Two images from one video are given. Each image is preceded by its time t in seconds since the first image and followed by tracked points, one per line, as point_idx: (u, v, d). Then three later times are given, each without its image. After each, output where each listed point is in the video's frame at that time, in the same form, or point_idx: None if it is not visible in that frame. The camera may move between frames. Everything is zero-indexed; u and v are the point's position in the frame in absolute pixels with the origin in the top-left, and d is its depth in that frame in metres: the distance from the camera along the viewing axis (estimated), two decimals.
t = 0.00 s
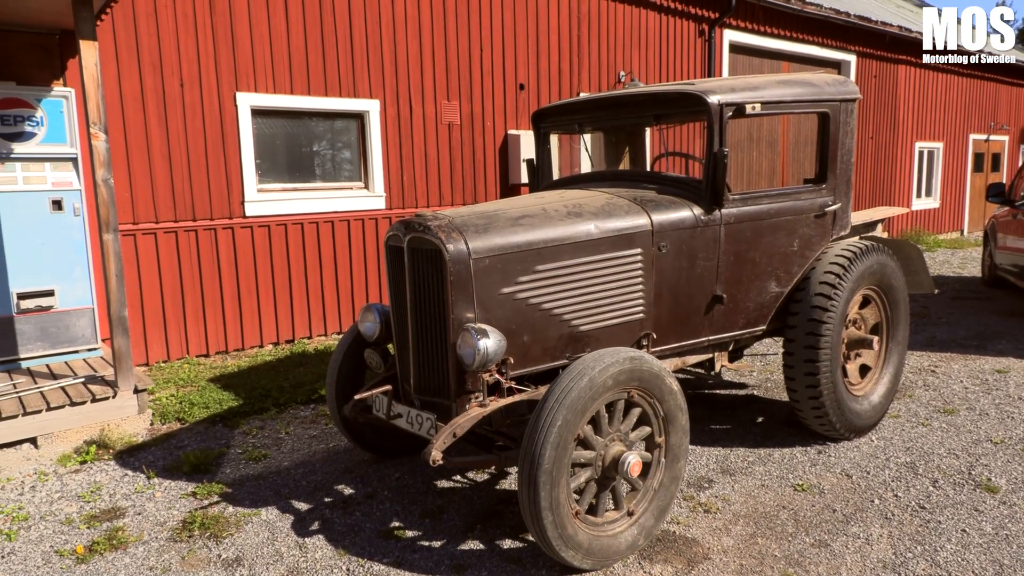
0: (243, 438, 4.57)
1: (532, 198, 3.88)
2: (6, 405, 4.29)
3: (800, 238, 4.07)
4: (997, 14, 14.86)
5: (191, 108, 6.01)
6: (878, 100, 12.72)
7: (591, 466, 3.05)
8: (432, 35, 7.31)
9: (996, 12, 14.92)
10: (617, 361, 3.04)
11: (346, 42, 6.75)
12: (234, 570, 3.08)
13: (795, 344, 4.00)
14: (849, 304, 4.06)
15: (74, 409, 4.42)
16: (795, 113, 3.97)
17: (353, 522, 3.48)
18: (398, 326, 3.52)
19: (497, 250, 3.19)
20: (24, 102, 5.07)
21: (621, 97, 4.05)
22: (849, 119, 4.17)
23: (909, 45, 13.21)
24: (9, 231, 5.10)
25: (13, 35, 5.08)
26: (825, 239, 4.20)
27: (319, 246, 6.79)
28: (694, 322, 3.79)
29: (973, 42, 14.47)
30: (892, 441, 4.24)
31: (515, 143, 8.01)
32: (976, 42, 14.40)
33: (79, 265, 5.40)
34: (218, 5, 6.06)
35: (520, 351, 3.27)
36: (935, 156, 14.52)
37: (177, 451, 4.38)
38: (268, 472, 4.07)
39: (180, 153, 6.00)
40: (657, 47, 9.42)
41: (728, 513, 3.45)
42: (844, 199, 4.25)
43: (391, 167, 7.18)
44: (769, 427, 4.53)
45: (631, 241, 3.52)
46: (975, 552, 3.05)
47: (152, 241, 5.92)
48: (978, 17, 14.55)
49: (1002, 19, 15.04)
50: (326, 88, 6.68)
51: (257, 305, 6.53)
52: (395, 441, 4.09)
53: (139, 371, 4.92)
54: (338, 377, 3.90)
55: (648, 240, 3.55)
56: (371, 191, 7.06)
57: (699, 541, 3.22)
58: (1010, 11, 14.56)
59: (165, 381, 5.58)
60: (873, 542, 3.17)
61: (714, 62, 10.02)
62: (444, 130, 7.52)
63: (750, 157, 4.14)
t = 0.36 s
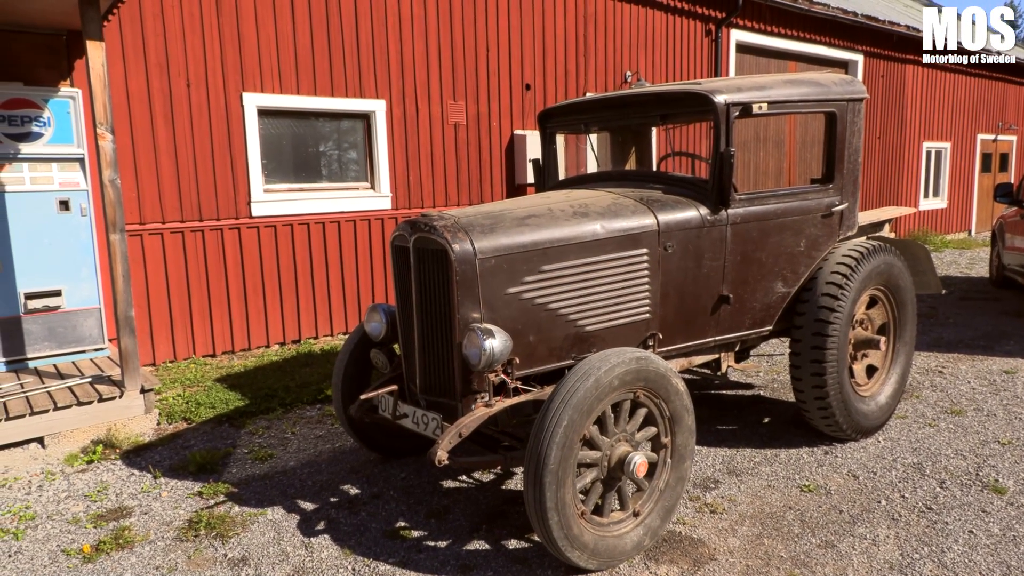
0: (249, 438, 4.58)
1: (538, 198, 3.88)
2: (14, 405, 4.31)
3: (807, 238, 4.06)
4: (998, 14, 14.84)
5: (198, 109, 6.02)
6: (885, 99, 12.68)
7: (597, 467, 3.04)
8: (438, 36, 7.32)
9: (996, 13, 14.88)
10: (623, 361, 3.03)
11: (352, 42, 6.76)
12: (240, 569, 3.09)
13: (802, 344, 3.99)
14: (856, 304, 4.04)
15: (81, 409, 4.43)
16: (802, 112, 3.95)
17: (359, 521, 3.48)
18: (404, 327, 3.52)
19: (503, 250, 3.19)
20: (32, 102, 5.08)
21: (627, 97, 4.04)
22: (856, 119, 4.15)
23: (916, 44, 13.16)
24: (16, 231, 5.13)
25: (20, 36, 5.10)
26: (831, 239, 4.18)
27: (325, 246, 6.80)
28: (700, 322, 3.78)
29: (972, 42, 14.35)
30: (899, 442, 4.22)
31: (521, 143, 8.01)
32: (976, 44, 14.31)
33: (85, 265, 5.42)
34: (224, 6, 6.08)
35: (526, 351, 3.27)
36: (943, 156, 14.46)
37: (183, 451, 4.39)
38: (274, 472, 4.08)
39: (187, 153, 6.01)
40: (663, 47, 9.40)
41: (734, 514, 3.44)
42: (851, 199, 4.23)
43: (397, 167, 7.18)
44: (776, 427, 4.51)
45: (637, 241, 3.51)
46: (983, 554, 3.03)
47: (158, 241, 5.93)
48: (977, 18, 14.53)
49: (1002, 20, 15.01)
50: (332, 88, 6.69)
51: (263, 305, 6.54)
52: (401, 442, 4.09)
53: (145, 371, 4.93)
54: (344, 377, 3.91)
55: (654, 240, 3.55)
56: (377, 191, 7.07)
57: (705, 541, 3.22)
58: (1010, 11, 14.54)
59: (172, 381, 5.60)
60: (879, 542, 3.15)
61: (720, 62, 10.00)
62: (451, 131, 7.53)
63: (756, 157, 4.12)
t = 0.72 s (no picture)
0: (252, 438, 4.59)
1: (540, 197, 3.87)
2: (16, 406, 4.31)
3: (809, 237, 4.05)
4: (999, 14, 14.82)
5: (200, 109, 6.03)
6: (888, 98, 12.66)
7: (600, 466, 3.04)
8: (441, 36, 7.32)
9: (996, 12, 14.86)
10: (625, 360, 3.03)
11: (354, 42, 6.76)
12: (243, 570, 3.09)
13: (804, 343, 3.98)
14: (859, 303, 4.04)
15: (84, 409, 4.44)
16: (804, 111, 3.95)
17: (361, 521, 3.48)
18: (406, 326, 3.52)
19: (505, 250, 3.19)
20: (33, 102, 5.09)
21: (628, 96, 4.04)
22: (858, 117, 4.15)
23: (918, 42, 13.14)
24: (18, 232, 5.13)
25: (21, 36, 5.10)
26: (834, 238, 4.17)
27: (328, 246, 6.81)
28: (703, 321, 3.78)
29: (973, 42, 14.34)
30: (902, 440, 4.21)
31: (524, 142, 8.01)
32: (976, 43, 14.30)
33: (87, 266, 5.42)
34: (227, 6, 6.08)
35: (528, 351, 3.27)
36: (945, 155, 14.43)
37: (185, 451, 4.40)
38: (277, 472, 4.08)
39: (189, 154, 6.02)
40: (665, 46, 9.40)
41: (737, 513, 3.44)
42: (853, 198, 4.22)
43: (400, 167, 7.19)
44: (778, 426, 4.51)
45: (639, 240, 3.50)
46: (985, 552, 3.03)
47: (161, 242, 5.94)
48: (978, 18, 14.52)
49: (1004, 19, 14.99)
50: (335, 88, 6.69)
51: (266, 305, 6.55)
52: (404, 442, 4.09)
53: (148, 371, 4.94)
54: (347, 377, 3.91)
55: (656, 239, 3.54)
56: (380, 191, 7.07)
57: (708, 540, 3.21)
58: (1009, 11, 14.52)
59: (174, 381, 5.61)
60: (882, 541, 3.15)
61: (723, 60, 9.99)
62: (453, 130, 7.53)
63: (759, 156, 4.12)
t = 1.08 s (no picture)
0: (246, 437, 4.58)
1: (535, 196, 3.87)
2: (11, 405, 4.30)
3: (804, 236, 4.05)
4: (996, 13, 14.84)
5: (194, 108, 6.02)
6: (883, 97, 12.68)
7: (594, 465, 3.04)
8: (436, 34, 7.31)
9: (995, 12, 14.88)
10: (620, 359, 3.03)
11: (349, 41, 6.75)
12: (238, 569, 3.09)
13: (799, 342, 3.99)
14: (854, 301, 4.04)
15: (79, 409, 4.43)
16: (799, 109, 3.95)
17: (356, 520, 3.48)
18: (401, 325, 3.51)
19: (499, 248, 3.19)
20: (27, 101, 5.07)
21: (624, 94, 4.04)
22: (853, 116, 4.15)
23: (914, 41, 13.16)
24: (12, 230, 5.11)
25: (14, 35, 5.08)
26: (829, 236, 4.17)
27: (323, 245, 6.80)
28: (697, 320, 3.78)
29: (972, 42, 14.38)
30: (896, 439, 4.22)
31: (519, 141, 8.00)
32: (976, 43, 14.35)
33: (82, 265, 5.41)
34: (221, 4, 6.07)
35: (523, 350, 3.27)
36: (940, 154, 14.46)
37: (180, 451, 4.39)
38: (272, 471, 4.07)
39: (184, 153, 6.01)
40: (661, 45, 9.40)
41: (732, 511, 3.44)
42: (848, 196, 4.22)
43: (395, 166, 7.18)
44: (773, 425, 4.51)
45: (634, 239, 3.50)
46: (979, 550, 3.03)
47: (155, 241, 5.93)
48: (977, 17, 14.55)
49: (1001, 19, 15.01)
50: (330, 87, 6.68)
51: (261, 304, 6.54)
52: (399, 441, 4.09)
53: (142, 371, 4.93)
54: (341, 376, 3.90)
55: (651, 237, 3.54)
56: (375, 190, 7.07)
57: (703, 539, 3.21)
58: (1008, 11, 14.60)
59: (169, 381, 5.60)
60: (876, 539, 3.15)
61: (718, 59, 10.00)
62: (448, 129, 7.52)
63: (754, 155, 4.13)
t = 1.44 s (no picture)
0: (247, 434, 4.58)
1: (536, 194, 3.87)
2: (12, 401, 4.30)
3: (805, 235, 4.05)
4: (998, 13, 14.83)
5: (196, 105, 6.02)
6: (885, 96, 12.66)
7: (595, 463, 3.04)
8: (437, 32, 7.30)
9: (996, 12, 14.88)
10: (621, 357, 3.03)
11: (351, 39, 6.75)
12: (238, 566, 3.09)
13: (800, 341, 3.99)
14: (855, 300, 4.04)
15: (80, 405, 4.43)
16: (800, 108, 3.95)
17: (357, 518, 3.48)
18: (402, 323, 3.52)
19: (501, 247, 3.19)
20: (29, 97, 5.07)
21: (625, 93, 4.04)
22: (855, 114, 4.14)
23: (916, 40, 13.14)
24: (13, 227, 5.12)
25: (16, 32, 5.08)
26: (830, 235, 4.17)
27: (324, 243, 6.80)
28: (698, 319, 3.78)
29: (973, 42, 14.37)
30: (897, 438, 4.22)
31: (520, 139, 8.00)
32: (976, 43, 14.36)
33: (83, 262, 5.41)
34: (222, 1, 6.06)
35: (524, 348, 3.27)
36: (942, 153, 14.44)
37: (181, 448, 4.40)
38: (273, 468, 4.08)
39: (185, 150, 6.01)
40: (663, 43, 9.39)
41: (732, 510, 3.45)
42: (850, 195, 4.22)
43: (396, 164, 7.18)
44: (774, 423, 4.51)
45: (635, 237, 3.51)
46: (979, 549, 3.04)
47: (157, 238, 5.93)
48: (979, 17, 14.54)
49: (1002, 19, 15.01)
50: (331, 85, 6.68)
51: (263, 302, 6.55)
52: (399, 438, 4.09)
53: (143, 368, 4.93)
54: (342, 373, 3.91)
55: (652, 236, 3.54)
56: (376, 188, 7.07)
57: (703, 537, 3.22)
58: (1008, 11, 14.61)
59: (170, 378, 5.60)
60: (876, 538, 3.16)
61: (720, 58, 9.99)
62: (449, 127, 7.52)
63: (755, 154, 4.13)
